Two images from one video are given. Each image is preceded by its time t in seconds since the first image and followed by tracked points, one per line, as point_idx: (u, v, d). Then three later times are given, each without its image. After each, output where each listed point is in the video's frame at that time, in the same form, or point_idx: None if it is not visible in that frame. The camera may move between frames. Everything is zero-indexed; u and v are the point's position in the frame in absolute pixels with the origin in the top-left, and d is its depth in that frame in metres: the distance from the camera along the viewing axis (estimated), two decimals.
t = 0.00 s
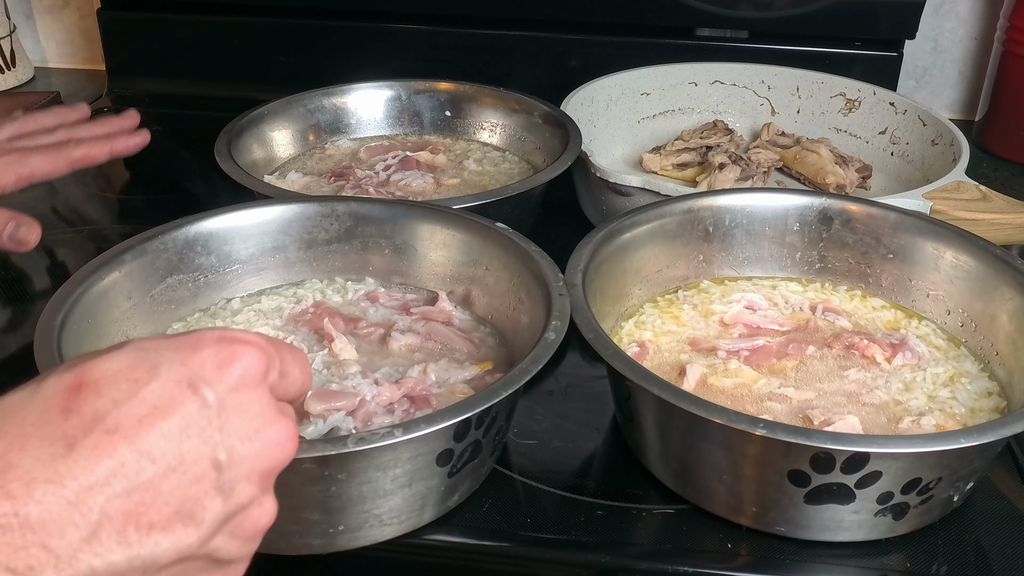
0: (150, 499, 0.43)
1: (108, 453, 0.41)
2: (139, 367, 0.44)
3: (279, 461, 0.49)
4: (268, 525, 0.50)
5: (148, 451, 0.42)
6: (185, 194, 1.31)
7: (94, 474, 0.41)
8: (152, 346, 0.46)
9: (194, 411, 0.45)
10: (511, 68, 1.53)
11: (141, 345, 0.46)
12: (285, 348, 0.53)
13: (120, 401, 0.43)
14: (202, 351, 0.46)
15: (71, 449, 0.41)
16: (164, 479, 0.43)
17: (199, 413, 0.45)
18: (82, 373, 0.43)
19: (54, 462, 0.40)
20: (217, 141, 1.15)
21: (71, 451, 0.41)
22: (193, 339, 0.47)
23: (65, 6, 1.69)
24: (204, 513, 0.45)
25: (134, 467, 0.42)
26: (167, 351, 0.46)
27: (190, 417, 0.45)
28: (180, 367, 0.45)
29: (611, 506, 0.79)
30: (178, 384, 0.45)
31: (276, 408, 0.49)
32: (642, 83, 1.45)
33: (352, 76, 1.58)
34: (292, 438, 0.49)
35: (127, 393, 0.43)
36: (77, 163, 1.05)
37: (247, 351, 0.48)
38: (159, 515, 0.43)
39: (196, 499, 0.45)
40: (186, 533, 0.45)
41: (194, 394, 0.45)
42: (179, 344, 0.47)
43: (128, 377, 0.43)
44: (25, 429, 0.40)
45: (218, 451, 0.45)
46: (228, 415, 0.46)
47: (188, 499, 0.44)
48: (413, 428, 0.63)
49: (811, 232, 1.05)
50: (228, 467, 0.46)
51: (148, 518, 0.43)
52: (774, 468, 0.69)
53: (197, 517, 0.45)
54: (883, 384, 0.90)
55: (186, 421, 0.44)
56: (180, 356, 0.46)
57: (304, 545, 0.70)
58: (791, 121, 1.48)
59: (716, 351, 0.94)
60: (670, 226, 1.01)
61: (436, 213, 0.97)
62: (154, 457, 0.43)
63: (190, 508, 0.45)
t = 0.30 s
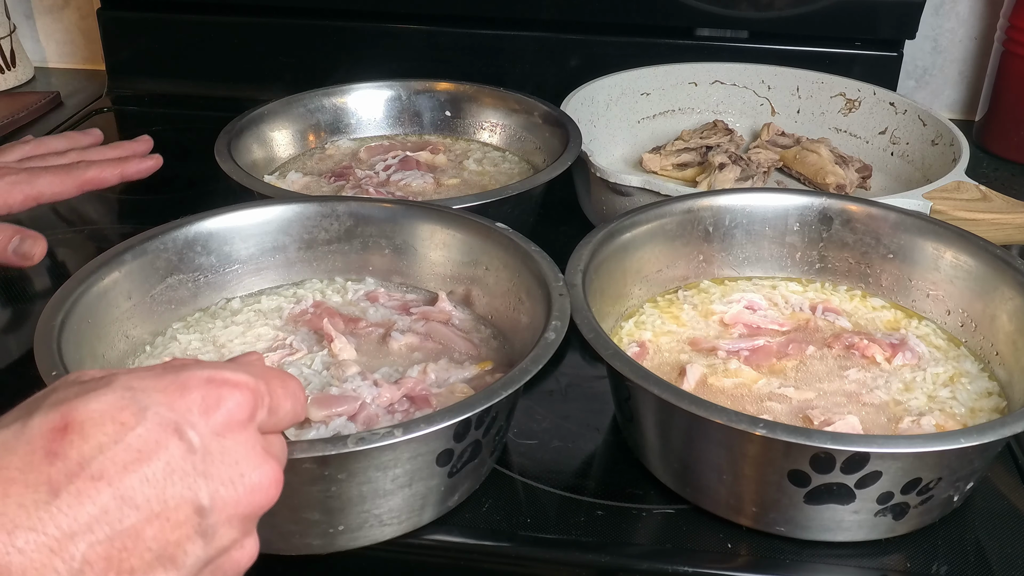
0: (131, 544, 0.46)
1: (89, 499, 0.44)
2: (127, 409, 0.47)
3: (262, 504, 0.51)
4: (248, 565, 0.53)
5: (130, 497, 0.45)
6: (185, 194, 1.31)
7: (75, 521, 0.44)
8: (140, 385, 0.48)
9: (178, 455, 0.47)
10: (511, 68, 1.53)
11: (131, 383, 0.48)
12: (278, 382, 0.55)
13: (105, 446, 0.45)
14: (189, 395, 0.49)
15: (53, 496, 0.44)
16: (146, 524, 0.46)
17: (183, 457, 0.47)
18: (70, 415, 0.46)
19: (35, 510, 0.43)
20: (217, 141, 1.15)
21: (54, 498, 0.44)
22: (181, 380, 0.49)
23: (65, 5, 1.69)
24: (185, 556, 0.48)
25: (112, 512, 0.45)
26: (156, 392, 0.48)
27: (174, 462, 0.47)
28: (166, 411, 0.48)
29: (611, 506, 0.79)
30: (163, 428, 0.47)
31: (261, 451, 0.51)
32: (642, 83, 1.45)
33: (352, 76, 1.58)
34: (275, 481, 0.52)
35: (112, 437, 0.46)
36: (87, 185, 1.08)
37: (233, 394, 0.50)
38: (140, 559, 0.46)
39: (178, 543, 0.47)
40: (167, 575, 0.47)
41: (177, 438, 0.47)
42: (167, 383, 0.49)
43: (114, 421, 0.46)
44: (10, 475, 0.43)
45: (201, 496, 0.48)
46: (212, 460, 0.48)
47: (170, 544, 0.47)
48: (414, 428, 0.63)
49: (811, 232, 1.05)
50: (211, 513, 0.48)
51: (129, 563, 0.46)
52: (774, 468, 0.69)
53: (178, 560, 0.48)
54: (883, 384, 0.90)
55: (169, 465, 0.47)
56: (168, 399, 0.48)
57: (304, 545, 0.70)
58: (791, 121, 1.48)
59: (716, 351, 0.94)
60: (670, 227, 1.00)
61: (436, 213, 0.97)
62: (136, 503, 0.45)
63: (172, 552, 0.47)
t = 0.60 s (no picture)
0: (145, 541, 0.43)
1: (102, 494, 0.42)
2: (137, 405, 0.45)
3: (277, 499, 0.49)
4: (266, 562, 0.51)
5: (141, 492, 0.43)
6: (185, 194, 1.31)
7: (88, 517, 0.42)
8: (150, 381, 0.47)
9: (190, 450, 0.45)
10: (511, 68, 1.53)
11: (141, 379, 0.47)
12: (287, 375, 0.53)
13: (116, 441, 0.44)
14: (199, 389, 0.47)
15: (66, 491, 0.42)
16: (159, 520, 0.44)
17: (195, 452, 0.46)
18: (80, 412, 0.44)
19: (48, 506, 0.41)
20: (217, 141, 1.15)
21: (65, 494, 0.42)
22: (191, 374, 0.48)
23: (65, 6, 1.69)
24: (199, 552, 0.46)
25: (126, 508, 0.43)
26: (166, 388, 0.47)
27: (186, 457, 0.45)
28: (177, 406, 0.46)
29: (611, 506, 0.79)
30: (174, 423, 0.46)
31: (274, 446, 0.49)
32: (642, 84, 1.45)
33: (352, 76, 1.58)
34: (291, 477, 0.49)
35: (123, 432, 0.44)
36: (117, 112, 0.92)
37: (243, 389, 0.49)
38: (154, 557, 0.44)
39: (190, 539, 0.45)
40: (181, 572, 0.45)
41: (189, 433, 0.46)
42: (177, 379, 0.48)
43: (124, 416, 0.45)
44: (20, 472, 0.42)
45: (213, 491, 0.46)
46: (223, 455, 0.46)
47: (183, 541, 0.45)
48: (414, 428, 0.63)
49: (811, 232, 1.05)
50: (224, 508, 0.46)
51: (143, 559, 0.44)
52: (774, 468, 0.69)
53: (192, 556, 0.45)
54: (883, 384, 0.90)
55: (181, 460, 0.45)
56: (178, 394, 0.47)
57: (304, 545, 0.70)
58: (791, 121, 1.48)
59: (716, 351, 0.94)
60: (670, 226, 1.00)
61: (436, 213, 0.97)
62: (150, 499, 0.43)
63: (185, 548, 0.45)
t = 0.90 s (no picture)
0: (170, 540, 0.46)
1: (129, 496, 0.45)
2: (163, 407, 0.48)
3: (299, 501, 0.52)
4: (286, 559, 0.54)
5: (168, 494, 0.46)
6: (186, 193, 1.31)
7: (115, 518, 0.44)
8: (175, 383, 0.49)
9: (215, 451, 0.48)
10: (511, 68, 1.53)
11: (166, 381, 0.49)
12: (309, 376, 0.55)
13: (142, 442, 0.46)
14: (224, 391, 0.50)
15: (93, 492, 0.44)
16: (185, 521, 0.46)
17: (220, 454, 0.48)
18: (107, 413, 0.46)
19: (77, 506, 0.43)
20: (217, 141, 1.15)
21: (93, 494, 0.44)
22: (216, 377, 0.50)
23: (65, 5, 1.69)
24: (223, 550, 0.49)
25: (151, 507, 0.45)
26: (191, 389, 0.49)
27: (212, 459, 0.48)
28: (203, 408, 0.49)
29: (611, 505, 0.79)
30: (200, 425, 0.48)
31: (297, 447, 0.52)
32: (642, 84, 1.45)
33: (352, 76, 1.58)
34: (313, 477, 0.53)
35: (149, 434, 0.46)
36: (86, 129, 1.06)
37: (267, 389, 0.51)
38: (179, 556, 0.47)
39: (216, 540, 0.48)
40: (206, 570, 0.48)
41: (213, 437, 0.48)
42: (202, 382, 0.50)
43: (151, 419, 0.47)
44: (49, 473, 0.44)
45: (239, 493, 0.49)
46: (248, 456, 0.49)
47: (209, 541, 0.48)
48: (414, 428, 0.63)
49: (811, 232, 1.05)
50: (248, 509, 0.49)
51: (169, 559, 0.46)
52: (774, 468, 0.69)
53: (216, 555, 0.49)
54: (884, 384, 0.90)
55: (207, 462, 0.48)
56: (203, 396, 0.49)
57: (304, 545, 0.70)
58: (791, 121, 1.48)
59: (716, 351, 0.94)
60: (670, 227, 1.00)
61: (436, 213, 0.97)
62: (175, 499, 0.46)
63: (211, 548, 0.48)
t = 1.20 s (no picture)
0: (307, 433, 0.45)
1: (261, 392, 0.44)
2: (276, 315, 0.47)
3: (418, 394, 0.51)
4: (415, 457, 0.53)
5: (299, 388, 0.45)
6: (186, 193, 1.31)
7: (251, 414, 0.43)
8: (283, 295, 0.49)
9: (334, 348, 0.47)
10: (511, 68, 1.53)
11: (274, 296, 0.49)
12: (399, 277, 0.53)
13: (264, 346, 0.46)
14: (329, 293, 0.49)
15: (227, 393, 0.44)
16: (316, 413, 0.46)
17: (338, 350, 0.47)
18: (224, 327, 0.46)
19: (213, 406, 0.43)
20: (217, 140, 1.15)
21: (228, 394, 0.43)
22: (319, 286, 0.50)
23: (65, 5, 1.69)
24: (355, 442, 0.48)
25: (284, 404, 0.44)
26: (301, 297, 0.49)
27: (332, 352, 0.47)
28: (312, 310, 0.48)
29: (611, 505, 0.79)
30: (314, 324, 0.48)
31: (405, 344, 0.51)
32: (642, 84, 1.45)
33: (351, 76, 1.58)
34: (425, 371, 0.52)
35: (269, 338, 0.46)
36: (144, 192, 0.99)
37: (368, 289, 0.50)
38: (317, 447, 0.46)
39: (347, 433, 0.47)
40: (344, 464, 0.47)
41: (330, 335, 0.47)
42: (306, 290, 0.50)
43: (267, 325, 0.47)
44: (181, 384, 0.44)
45: (359, 385, 0.48)
46: (364, 350, 0.49)
47: (340, 434, 0.47)
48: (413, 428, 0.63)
49: (811, 232, 1.05)
50: (368, 399, 0.48)
51: (307, 451, 0.45)
52: (774, 468, 0.69)
53: (350, 448, 0.48)
54: (883, 384, 0.90)
55: (327, 358, 0.47)
56: (311, 301, 0.49)
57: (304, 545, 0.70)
58: (790, 121, 1.48)
59: (716, 351, 0.94)
60: (670, 227, 1.00)
61: (436, 214, 0.97)
62: (303, 391, 0.45)
63: (343, 440, 0.47)
